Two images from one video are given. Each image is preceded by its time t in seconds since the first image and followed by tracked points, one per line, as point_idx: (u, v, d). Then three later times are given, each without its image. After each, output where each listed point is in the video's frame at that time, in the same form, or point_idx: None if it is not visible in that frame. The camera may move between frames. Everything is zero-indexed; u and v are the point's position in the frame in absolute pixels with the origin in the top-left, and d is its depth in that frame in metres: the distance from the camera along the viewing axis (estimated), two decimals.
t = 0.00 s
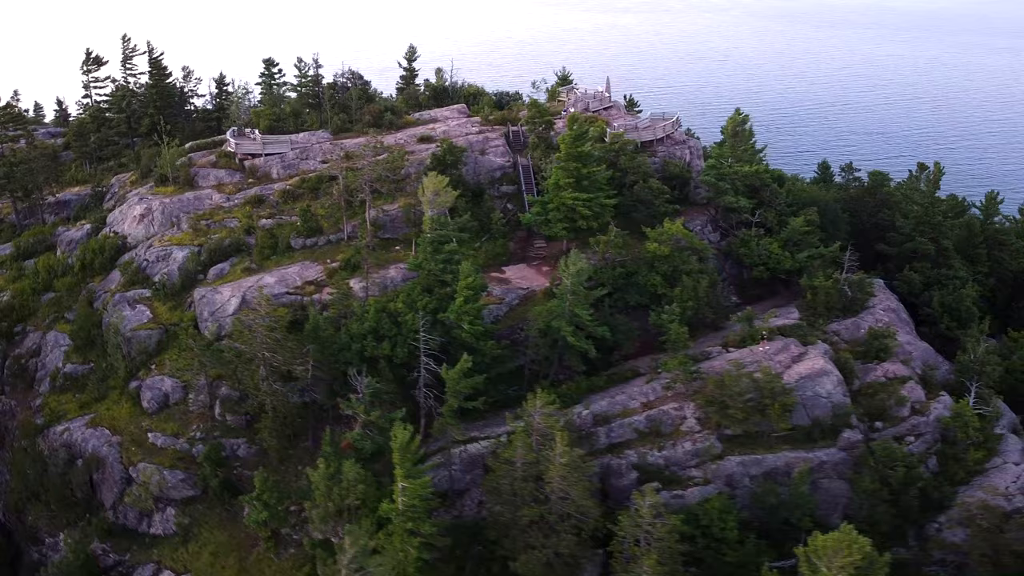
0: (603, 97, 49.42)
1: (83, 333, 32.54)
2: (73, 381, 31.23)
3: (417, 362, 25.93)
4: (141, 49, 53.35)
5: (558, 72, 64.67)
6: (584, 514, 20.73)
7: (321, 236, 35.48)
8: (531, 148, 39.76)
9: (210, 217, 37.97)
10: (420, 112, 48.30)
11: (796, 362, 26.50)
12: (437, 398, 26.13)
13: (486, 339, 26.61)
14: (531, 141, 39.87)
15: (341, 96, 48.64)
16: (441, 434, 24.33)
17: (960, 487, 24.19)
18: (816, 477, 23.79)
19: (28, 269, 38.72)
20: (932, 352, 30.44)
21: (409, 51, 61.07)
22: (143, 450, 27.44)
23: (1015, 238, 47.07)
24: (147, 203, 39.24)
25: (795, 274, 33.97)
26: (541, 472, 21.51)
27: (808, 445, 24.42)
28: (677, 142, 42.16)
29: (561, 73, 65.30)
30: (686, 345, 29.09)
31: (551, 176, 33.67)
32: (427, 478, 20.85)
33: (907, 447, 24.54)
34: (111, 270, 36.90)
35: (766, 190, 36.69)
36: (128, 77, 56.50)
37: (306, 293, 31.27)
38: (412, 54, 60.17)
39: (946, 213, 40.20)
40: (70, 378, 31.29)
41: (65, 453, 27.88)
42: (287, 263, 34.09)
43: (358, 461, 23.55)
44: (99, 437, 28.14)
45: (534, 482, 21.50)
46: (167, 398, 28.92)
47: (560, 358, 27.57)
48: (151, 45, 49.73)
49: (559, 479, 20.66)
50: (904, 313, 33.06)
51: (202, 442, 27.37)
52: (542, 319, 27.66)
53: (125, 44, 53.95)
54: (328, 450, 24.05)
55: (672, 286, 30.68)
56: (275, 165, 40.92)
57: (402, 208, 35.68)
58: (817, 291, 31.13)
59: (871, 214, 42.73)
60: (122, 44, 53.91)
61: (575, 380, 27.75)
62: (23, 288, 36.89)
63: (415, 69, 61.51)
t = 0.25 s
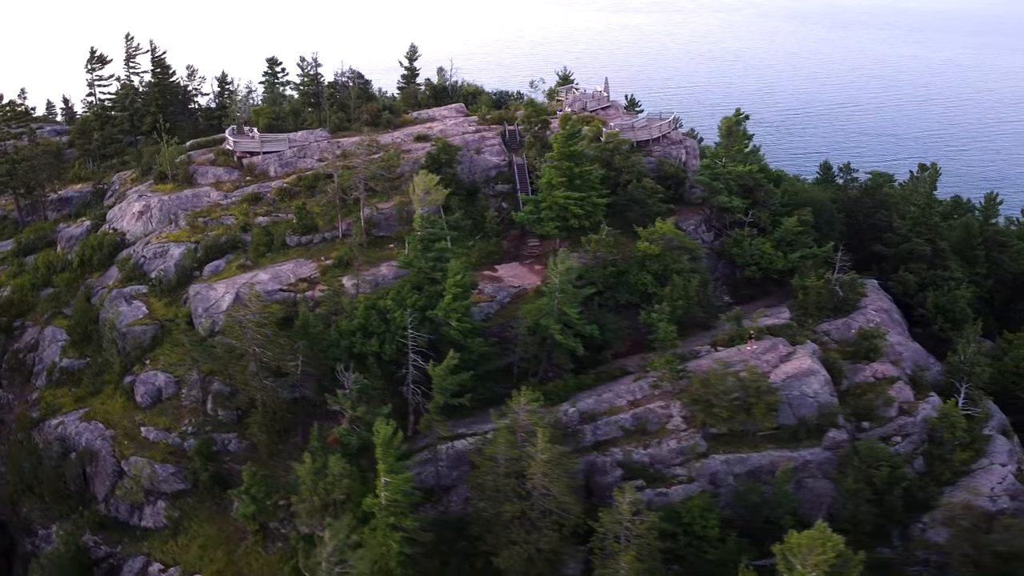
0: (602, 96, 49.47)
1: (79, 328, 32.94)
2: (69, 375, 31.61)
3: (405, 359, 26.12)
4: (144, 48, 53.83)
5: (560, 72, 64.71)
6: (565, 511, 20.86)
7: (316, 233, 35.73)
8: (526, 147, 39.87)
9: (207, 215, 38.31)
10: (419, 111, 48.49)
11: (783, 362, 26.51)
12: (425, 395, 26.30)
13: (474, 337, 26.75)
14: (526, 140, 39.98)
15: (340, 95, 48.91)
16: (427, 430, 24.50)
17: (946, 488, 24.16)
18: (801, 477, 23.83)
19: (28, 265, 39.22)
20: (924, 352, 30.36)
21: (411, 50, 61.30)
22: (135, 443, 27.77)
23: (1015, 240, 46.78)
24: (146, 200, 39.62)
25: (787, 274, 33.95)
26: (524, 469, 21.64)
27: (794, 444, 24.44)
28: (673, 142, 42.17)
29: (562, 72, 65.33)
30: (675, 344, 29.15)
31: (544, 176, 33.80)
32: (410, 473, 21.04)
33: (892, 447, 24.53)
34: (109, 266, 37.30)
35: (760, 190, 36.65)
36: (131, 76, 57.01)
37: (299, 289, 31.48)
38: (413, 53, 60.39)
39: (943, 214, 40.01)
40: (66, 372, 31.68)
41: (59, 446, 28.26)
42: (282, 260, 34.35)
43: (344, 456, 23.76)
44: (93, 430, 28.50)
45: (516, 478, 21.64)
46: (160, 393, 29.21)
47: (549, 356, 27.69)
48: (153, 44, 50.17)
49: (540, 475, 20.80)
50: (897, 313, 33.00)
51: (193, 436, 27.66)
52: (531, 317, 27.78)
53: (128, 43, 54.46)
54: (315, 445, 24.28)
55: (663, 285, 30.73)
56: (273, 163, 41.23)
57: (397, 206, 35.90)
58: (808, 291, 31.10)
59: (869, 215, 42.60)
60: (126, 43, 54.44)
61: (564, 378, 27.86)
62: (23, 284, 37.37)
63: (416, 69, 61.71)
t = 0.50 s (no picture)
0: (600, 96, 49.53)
1: (76, 323, 33.34)
2: (66, 369, 32.00)
3: (393, 355, 26.33)
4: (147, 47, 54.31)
5: (561, 71, 64.79)
6: (546, 506, 20.99)
7: (312, 231, 35.98)
8: (522, 146, 40.00)
9: (205, 212, 38.66)
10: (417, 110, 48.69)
11: (770, 361, 26.55)
12: (413, 392, 26.51)
13: (463, 334, 26.92)
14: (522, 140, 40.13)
15: (339, 94, 49.21)
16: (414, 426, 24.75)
17: (931, 488, 24.14)
18: (785, 476, 23.87)
19: (29, 260, 39.70)
20: (915, 353, 30.29)
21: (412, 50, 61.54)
22: (128, 437, 28.10)
23: (1014, 242, 46.51)
24: (145, 197, 40.01)
25: (780, 274, 33.93)
26: (506, 465, 21.78)
27: (779, 443, 24.48)
28: (669, 142, 42.19)
29: (563, 72, 65.42)
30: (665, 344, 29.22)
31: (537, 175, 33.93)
32: (393, 468, 21.24)
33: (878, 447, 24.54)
34: (108, 262, 37.71)
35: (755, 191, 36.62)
36: (134, 74, 57.51)
37: (292, 286, 31.70)
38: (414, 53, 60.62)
39: (939, 215, 39.69)
40: (63, 367, 32.08)
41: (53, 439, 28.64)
42: (277, 258, 34.61)
43: (331, 451, 23.97)
44: (87, 424, 28.88)
45: (499, 474, 21.77)
46: (154, 387, 29.54)
47: (537, 353, 27.83)
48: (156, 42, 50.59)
49: (522, 471, 20.94)
50: (890, 314, 32.95)
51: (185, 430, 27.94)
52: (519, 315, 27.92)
53: (131, 42, 54.97)
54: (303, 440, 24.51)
55: (654, 284, 30.79)
56: (271, 161, 41.56)
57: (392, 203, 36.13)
58: (799, 291, 31.08)
59: (866, 216, 42.48)
60: (129, 42, 54.94)
61: (552, 376, 28.00)
62: (23, 279, 37.86)
63: (417, 68, 61.94)
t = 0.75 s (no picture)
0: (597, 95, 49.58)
1: (73, 318, 33.75)
2: (62, 364, 32.39)
3: (382, 352, 26.54)
4: (149, 45, 54.78)
5: (561, 71, 64.87)
6: (527, 502, 21.14)
7: (307, 229, 36.25)
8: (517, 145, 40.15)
9: (202, 209, 39.01)
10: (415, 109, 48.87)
11: (757, 360, 26.58)
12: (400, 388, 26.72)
13: (451, 332, 27.10)
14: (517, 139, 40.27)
15: (338, 93, 49.50)
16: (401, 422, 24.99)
17: (916, 488, 24.15)
18: (769, 474, 23.92)
19: (29, 256, 40.18)
20: (906, 353, 30.24)
21: (412, 49, 61.76)
22: (120, 431, 28.42)
23: (1012, 244, 46.26)
24: (143, 194, 40.40)
25: (772, 274, 33.93)
26: (488, 461, 21.93)
27: (764, 442, 24.54)
28: (665, 142, 42.23)
29: (563, 72, 65.48)
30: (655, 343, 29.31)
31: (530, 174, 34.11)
32: (377, 463, 21.46)
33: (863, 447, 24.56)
34: (106, 259, 38.12)
35: (749, 191, 36.62)
36: (138, 73, 58.02)
37: (285, 283, 31.97)
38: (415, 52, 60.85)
39: (935, 215, 39.47)
40: (59, 361, 32.49)
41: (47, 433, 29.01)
42: (272, 255, 34.89)
43: (318, 446, 24.20)
44: (81, 418, 29.25)
45: (481, 470, 21.92)
46: (148, 382, 29.86)
47: (526, 351, 27.97)
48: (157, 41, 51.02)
49: (503, 467, 21.09)
50: (882, 315, 32.90)
51: (176, 425, 28.22)
52: (508, 313, 28.06)
53: (134, 41, 55.47)
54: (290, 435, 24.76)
55: (644, 283, 30.85)
56: (268, 159, 41.86)
57: (386, 202, 36.35)
58: (790, 291, 31.07)
59: (863, 216, 42.36)
60: (132, 41, 55.44)
61: (540, 374, 28.14)
62: (23, 275, 38.35)
63: (418, 68, 62.18)
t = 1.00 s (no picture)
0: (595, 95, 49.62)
1: (70, 314, 34.14)
2: (58, 358, 32.79)
3: (370, 349, 26.74)
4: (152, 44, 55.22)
5: (562, 70, 64.93)
6: (509, 498, 21.30)
7: (302, 226, 36.51)
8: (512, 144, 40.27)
9: (199, 207, 39.34)
10: (413, 108, 49.07)
11: (744, 360, 26.61)
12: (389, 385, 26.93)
13: (440, 329, 27.28)
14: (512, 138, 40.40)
15: (337, 92, 49.77)
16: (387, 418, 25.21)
17: (901, 488, 24.14)
18: (753, 473, 23.98)
19: (29, 252, 40.64)
20: (897, 354, 30.19)
21: (413, 49, 61.97)
22: (113, 425, 28.76)
23: (1010, 246, 46.06)
24: (142, 191, 40.77)
25: (764, 274, 33.93)
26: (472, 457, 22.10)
27: (748, 441, 24.60)
28: (661, 141, 42.26)
29: (564, 71, 65.54)
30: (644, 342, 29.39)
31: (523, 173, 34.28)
32: (361, 458, 21.67)
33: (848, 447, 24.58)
34: (104, 255, 38.51)
35: (742, 191, 36.62)
36: (140, 71, 58.49)
37: (278, 280, 32.23)
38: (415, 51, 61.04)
39: (930, 216, 39.34)
40: (55, 356, 32.89)
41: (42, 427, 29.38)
42: (267, 252, 35.16)
43: (305, 441, 24.43)
44: (75, 412, 29.62)
45: (465, 466, 22.09)
46: (141, 377, 30.17)
47: (515, 349, 28.12)
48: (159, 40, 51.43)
49: (485, 463, 21.25)
50: (874, 315, 32.86)
51: (168, 419, 28.51)
52: (497, 311, 28.21)
53: (137, 40, 55.94)
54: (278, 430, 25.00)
55: (634, 282, 30.93)
56: (266, 157, 42.14)
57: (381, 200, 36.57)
58: (780, 291, 31.06)
59: (859, 216, 42.25)
60: (135, 40, 55.91)
61: (529, 371, 28.28)
62: (23, 271, 38.82)
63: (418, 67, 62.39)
